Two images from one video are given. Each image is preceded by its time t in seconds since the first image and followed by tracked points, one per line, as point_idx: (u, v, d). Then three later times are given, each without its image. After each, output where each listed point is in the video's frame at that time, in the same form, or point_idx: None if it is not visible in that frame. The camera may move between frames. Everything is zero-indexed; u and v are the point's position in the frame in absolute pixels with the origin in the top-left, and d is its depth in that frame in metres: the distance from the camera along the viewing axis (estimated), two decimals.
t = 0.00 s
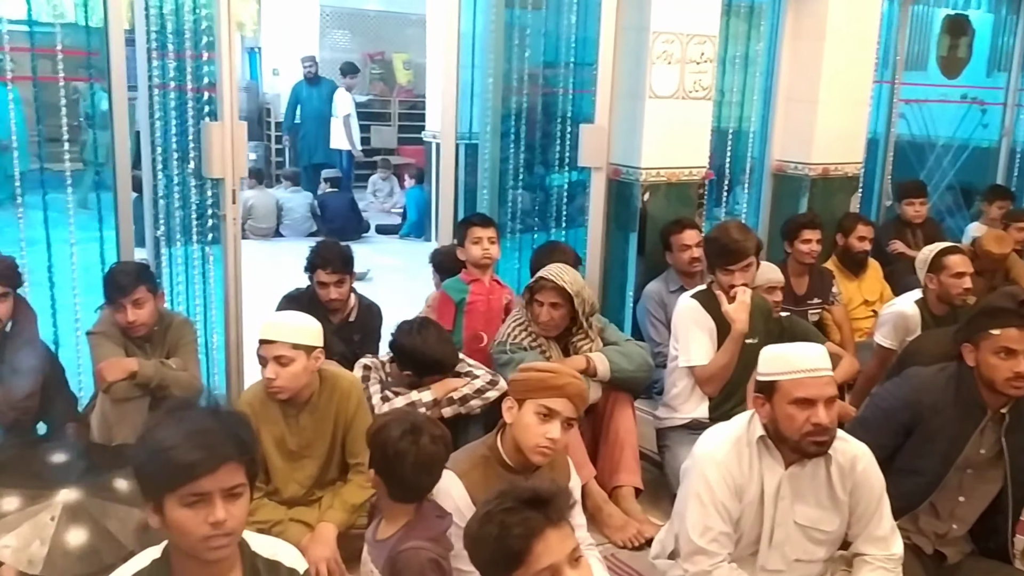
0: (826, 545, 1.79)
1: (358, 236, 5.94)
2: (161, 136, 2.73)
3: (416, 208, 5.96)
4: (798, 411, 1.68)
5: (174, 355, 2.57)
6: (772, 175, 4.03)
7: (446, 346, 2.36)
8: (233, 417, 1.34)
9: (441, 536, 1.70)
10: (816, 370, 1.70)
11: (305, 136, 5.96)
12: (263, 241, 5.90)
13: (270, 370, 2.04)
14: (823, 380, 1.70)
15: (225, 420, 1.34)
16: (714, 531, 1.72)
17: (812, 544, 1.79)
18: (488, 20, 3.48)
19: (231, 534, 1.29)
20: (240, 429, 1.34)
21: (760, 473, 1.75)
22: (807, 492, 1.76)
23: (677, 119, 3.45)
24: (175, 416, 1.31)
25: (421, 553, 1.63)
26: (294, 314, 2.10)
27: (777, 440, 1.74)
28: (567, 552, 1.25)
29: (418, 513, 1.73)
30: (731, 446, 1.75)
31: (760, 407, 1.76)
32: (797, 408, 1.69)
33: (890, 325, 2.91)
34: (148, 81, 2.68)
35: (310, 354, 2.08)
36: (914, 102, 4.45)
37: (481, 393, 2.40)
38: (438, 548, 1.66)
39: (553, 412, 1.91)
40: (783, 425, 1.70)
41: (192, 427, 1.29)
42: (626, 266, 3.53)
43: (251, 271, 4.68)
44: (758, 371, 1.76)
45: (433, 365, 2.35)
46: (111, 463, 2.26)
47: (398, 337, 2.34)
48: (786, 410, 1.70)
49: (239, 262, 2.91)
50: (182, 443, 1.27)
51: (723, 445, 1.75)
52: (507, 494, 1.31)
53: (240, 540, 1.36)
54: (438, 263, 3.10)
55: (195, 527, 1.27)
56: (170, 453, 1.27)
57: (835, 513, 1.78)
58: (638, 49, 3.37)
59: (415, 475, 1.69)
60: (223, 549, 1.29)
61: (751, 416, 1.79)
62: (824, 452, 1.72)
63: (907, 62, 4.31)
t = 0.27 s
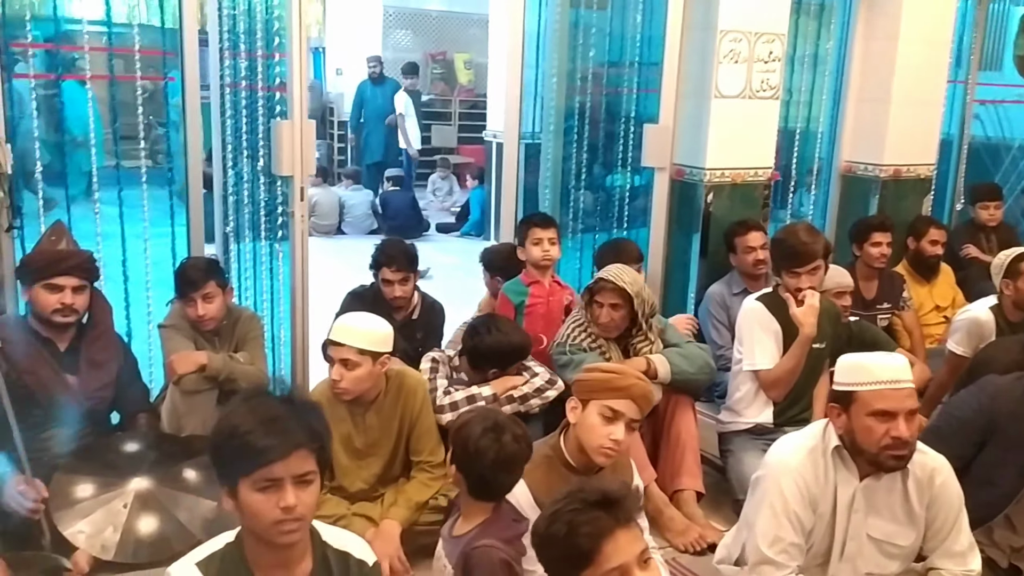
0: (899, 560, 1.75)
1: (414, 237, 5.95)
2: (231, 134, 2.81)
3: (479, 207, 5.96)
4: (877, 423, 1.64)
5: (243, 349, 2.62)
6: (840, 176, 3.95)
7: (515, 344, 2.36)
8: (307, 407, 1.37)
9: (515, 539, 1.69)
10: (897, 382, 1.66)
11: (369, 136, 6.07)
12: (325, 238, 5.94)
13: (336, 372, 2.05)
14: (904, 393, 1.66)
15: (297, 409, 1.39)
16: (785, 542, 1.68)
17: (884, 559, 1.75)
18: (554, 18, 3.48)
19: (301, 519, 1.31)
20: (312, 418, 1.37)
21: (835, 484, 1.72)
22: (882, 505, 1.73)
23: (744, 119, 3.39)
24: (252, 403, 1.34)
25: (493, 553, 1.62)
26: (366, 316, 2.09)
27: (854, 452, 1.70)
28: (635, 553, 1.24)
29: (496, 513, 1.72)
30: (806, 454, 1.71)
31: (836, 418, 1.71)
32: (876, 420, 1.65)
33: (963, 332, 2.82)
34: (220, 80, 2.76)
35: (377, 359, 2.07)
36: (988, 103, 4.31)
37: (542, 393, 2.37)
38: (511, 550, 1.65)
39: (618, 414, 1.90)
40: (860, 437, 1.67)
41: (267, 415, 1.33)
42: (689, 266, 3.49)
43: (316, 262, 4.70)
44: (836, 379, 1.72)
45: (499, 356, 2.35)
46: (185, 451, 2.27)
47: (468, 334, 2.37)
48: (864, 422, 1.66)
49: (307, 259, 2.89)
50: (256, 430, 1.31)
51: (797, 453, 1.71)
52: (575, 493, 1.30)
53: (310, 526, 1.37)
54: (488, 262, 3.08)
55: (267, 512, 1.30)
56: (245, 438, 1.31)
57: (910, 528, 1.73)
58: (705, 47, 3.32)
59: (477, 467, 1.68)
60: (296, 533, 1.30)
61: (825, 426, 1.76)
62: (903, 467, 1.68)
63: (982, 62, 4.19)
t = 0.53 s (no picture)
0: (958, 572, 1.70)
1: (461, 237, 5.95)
2: (283, 133, 2.83)
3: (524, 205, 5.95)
4: (939, 435, 1.61)
5: (292, 344, 2.65)
6: (895, 177, 3.87)
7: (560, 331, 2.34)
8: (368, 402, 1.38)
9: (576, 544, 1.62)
10: (961, 395, 1.61)
11: (417, 135, 6.14)
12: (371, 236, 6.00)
13: (378, 372, 2.04)
14: (968, 405, 1.61)
15: (360, 404, 1.40)
16: (842, 553, 1.65)
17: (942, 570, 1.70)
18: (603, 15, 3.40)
19: (360, 513, 1.32)
20: (372, 413, 1.38)
21: (895, 495, 1.69)
22: (943, 517, 1.69)
23: (796, 118, 3.35)
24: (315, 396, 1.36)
25: (551, 557, 1.54)
26: (413, 317, 2.06)
27: (913, 463, 1.67)
28: (689, 554, 1.23)
29: (559, 517, 1.67)
30: (866, 463, 1.70)
31: (896, 428, 1.68)
32: (938, 432, 1.61)
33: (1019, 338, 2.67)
34: (273, 79, 2.78)
35: (420, 361, 2.05)
36: None
37: (591, 396, 2.34)
38: (571, 555, 1.57)
39: (666, 414, 1.89)
40: (921, 449, 1.63)
41: (329, 407, 1.34)
42: (737, 268, 3.45)
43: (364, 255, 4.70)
44: (898, 389, 1.69)
45: (540, 343, 2.34)
46: (233, 445, 2.32)
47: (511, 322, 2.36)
48: (925, 432, 1.62)
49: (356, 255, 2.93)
50: (318, 421, 1.33)
51: (857, 462, 1.70)
52: (628, 493, 1.30)
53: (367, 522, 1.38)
54: (518, 267, 2.94)
55: (326, 504, 1.30)
56: (307, 430, 1.32)
57: (970, 541, 1.69)
58: (757, 47, 3.28)
59: (542, 470, 1.63)
60: (354, 526, 1.31)
61: (885, 435, 1.74)
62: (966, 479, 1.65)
63: None
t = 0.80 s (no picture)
0: None
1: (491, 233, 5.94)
2: (314, 130, 2.85)
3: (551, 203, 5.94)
4: (978, 439, 1.58)
5: (321, 340, 2.67)
6: (928, 176, 3.82)
7: (586, 321, 2.33)
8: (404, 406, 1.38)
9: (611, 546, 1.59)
10: (1000, 397, 1.58)
11: (443, 132, 6.14)
12: (398, 233, 6.02)
13: (403, 370, 2.04)
14: (1007, 408, 1.58)
15: (395, 408, 1.40)
16: (876, 556, 1.63)
17: None
18: (634, 12, 3.32)
19: (392, 517, 1.32)
20: (407, 417, 1.38)
21: (931, 497, 1.67)
22: (978, 520, 1.68)
23: (828, 116, 3.32)
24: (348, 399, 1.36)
25: (586, 560, 1.52)
26: (437, 315, 2.05)
27: (951, 467, 1.65)
28: (721, 555, 1.22)
29: (593, 519, 1.64)
30: (902, 465, 1.67)
31: (934, 431, 1.65)
32: (977, 436, 1.58)
33: None
34: (304, 75, 2.80)
35: (443, 357, 2.04)
36: None
37: (614, 381, 2.35)
38: (605, 557, 1.55)
39: (694, 413, 1.87)
40: (960, 453, 1.61)
41: (364, 411, 1.35)
42: (767, 267, 3.42)
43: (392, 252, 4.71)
44: (935, 391, 1.66)
45: (566, 333, 2.33)
46: (263, 440, 2.34)
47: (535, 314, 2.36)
48: (964, 437, 1.60)
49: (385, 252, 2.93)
50: (353, 425, 1.33)
51: (893, 464, 1.67)
52: (659, 493, 1.29)
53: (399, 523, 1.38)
54: (535, 264, 2.92)
55: (359, 507, 1.31)
56: (342, 433, 1.32)
57: (1006, 546, 1.68)
58: (788, 43, 3.26)
59: (580, 475, 1.61)
60: (386, 530, 1.31)
61: (921, 437, 1.72)
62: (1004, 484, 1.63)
63: None
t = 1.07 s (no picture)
0: None
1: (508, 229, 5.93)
2: (334, 125, 2.85)
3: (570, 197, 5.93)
4: (1006, 438, 1.57)
5: (342, 335, 2.68)
6: (952, 171, 3.79)
7: (603, 315, 2.32)
8: (424, 404, 1.37)
9: (631, 543, 1.58)
10: None
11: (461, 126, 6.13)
12: (417, 228, 6.03)
13: (421, 367, 2.04)
14: None
15: (417, 405, 1.38)
16: (901, 555, 1.62)
17: None
18: (655, 7, 3.32)
19: (405, 513, 1.31)
20: (429, 414, 1.38)
21: (958, 497, 1.66)
22: (1007, 520, 1.65)
23: (850, 111, 3.29)
24: (367, 394, 1.36)
25: (606, 557, 1.52)
26: (451, 309, 2.04)
27: (979, 467, 1.64)
28: (744, 553, 1.22)
29: (614, 518, 1.63)
30: (931, 463, 1.66)
31: (961, 430, 1.65)
32: (1006, 435, 1.57)
33: None
34: (324, 71, 2.80)
35: (462, 353, 2.04)
36: None
37: (631, 376, 2.35)
38: (625, 555, 1.55)
39: (715, 414, 1.86)
40: (988, 453, 1.60)
41: (382, 407, 1.34)
42: (788, 263, 3.41)
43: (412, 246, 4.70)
44: (961, 390, 1.65)
45: (580, 328, 2.32)
46: (283, 433, 2.37)
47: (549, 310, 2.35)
48: (993, 436, 1.59)
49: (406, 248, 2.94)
50: (371, 421, 1.32)
51: (921, 462, 1.66)
52: (681, 490, 1.28)
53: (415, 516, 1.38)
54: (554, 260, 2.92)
55: (373, 501, 1.31)
56: (361, 428, 1.32)
57: None
58: (811, 36, 3.23)
59: (601, 472, 1.60)
60: (399, 526, 1.31)
61: (949, 436, 1.70)
62: None
63: None
